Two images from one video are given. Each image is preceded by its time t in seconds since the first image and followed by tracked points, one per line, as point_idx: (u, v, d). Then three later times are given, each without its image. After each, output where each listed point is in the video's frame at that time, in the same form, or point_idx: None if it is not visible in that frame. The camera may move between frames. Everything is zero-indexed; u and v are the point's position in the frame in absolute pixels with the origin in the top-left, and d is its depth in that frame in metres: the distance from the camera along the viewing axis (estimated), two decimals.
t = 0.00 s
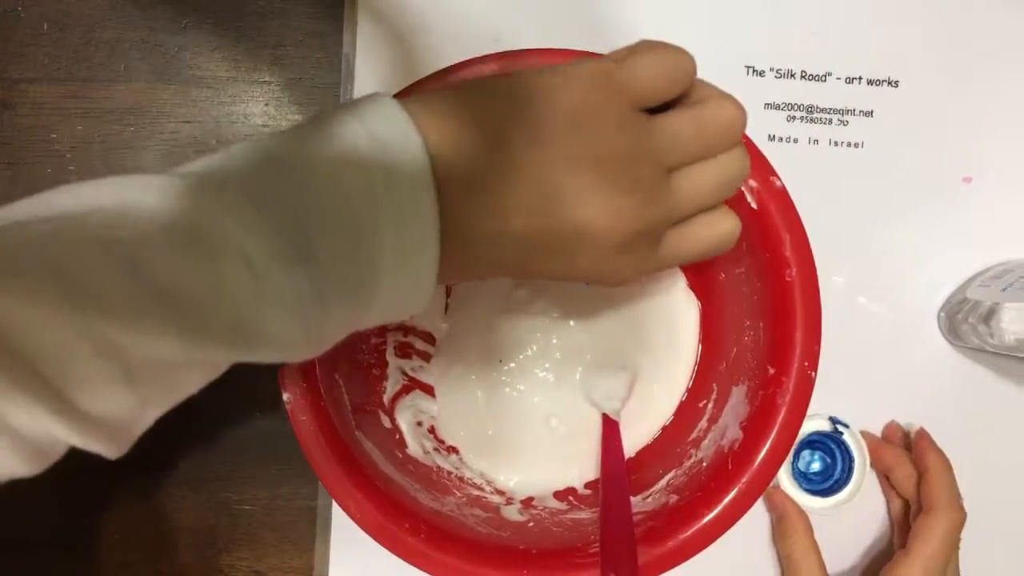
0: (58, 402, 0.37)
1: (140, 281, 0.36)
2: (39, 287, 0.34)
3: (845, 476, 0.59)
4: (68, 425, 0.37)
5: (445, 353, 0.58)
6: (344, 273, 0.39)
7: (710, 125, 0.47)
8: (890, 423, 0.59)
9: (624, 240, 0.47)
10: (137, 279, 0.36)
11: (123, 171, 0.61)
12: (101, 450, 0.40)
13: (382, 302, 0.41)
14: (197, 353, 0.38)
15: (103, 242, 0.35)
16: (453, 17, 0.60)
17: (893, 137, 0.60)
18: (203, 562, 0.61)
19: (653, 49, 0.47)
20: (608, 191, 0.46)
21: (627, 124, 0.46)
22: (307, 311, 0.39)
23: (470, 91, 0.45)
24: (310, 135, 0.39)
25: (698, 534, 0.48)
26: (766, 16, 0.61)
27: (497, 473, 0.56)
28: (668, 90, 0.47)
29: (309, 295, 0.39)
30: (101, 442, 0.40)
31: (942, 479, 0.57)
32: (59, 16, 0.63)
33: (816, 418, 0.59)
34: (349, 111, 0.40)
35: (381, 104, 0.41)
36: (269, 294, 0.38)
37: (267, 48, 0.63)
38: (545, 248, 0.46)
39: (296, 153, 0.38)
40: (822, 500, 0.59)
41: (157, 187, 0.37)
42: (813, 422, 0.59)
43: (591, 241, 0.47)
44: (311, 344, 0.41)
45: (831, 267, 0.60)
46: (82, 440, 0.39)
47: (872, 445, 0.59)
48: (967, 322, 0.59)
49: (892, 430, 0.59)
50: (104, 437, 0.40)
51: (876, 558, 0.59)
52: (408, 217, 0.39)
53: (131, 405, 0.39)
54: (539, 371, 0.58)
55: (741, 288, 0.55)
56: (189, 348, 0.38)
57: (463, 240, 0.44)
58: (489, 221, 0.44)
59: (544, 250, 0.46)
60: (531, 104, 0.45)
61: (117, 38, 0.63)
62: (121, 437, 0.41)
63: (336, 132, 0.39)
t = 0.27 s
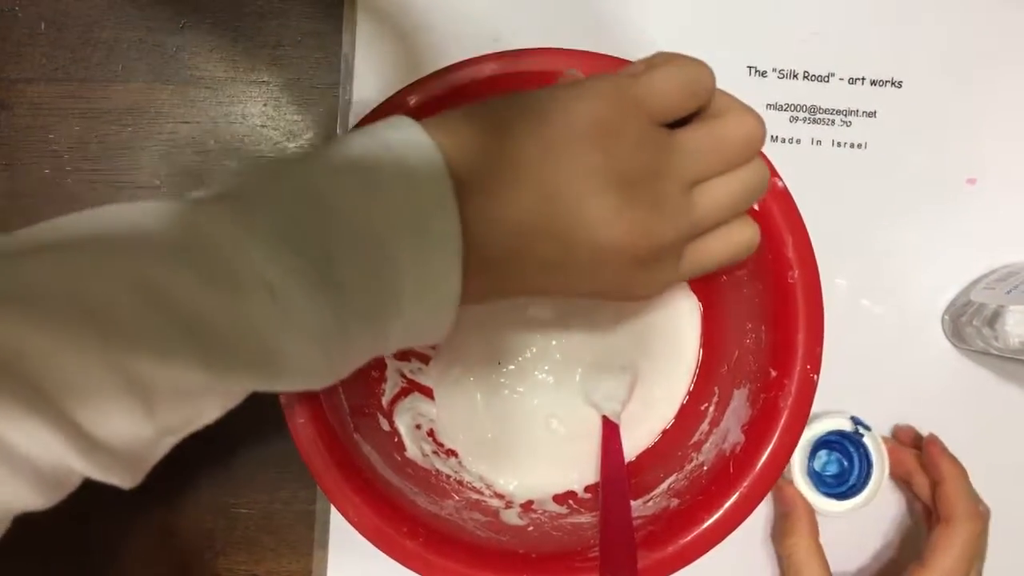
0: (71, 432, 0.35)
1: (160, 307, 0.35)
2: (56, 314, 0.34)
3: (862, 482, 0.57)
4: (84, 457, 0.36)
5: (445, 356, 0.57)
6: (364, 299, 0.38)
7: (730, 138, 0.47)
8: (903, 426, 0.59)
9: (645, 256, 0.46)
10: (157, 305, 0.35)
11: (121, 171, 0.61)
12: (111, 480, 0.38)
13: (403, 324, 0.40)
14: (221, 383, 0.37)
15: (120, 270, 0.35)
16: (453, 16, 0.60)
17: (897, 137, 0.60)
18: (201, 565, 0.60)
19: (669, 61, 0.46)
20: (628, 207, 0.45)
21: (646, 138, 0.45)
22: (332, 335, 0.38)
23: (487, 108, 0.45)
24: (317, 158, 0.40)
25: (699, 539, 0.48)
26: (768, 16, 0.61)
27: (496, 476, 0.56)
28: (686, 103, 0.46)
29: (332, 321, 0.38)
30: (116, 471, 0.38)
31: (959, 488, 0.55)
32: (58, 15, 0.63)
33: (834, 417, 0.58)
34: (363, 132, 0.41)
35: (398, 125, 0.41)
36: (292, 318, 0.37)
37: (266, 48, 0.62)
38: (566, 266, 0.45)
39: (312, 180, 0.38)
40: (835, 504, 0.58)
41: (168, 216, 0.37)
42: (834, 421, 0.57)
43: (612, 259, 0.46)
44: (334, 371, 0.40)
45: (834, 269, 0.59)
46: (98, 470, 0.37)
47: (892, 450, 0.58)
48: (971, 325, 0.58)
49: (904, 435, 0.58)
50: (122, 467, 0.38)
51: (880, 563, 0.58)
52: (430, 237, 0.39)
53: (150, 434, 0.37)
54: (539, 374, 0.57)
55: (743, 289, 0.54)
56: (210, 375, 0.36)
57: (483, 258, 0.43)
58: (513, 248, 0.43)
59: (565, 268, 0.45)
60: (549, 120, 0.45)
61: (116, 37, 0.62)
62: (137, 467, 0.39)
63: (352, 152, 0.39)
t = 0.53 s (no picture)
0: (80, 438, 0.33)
1: (175, 301, 0.33)
2: (64, 309, 0.32)
3: (839, 468, 0.57)
4: (95, 456, 0.34)
5: (444, 358, 0.57)
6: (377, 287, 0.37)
7: (749, 126, 0.45)
8: (877, 405, 0.58)
9: (660, 244, 0.43)
10: (170, 298, 0.33)
11: (120, 172, 0.61)
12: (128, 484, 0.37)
13: (413, 317, 0.39)
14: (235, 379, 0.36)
15: (132, 261, 0.33)
16: (453, 16, 0.59)
17: (902, 139, 0.59)
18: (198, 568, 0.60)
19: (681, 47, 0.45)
20: (640, 193, 0.43)
21: (661, 123, 0.43)
22: (347, 324, 0.36)
23: (492, 96, 0.43)
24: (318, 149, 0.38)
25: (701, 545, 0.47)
26: (772, 16, 0.60)
27: (496, 481, 0.56)
28: (699, 89, 0.44)
29: (345, 311, 0.36)
30: (127, 474, 0.36)
31: (957, 483, 0.55)
32: (57, 15, 0.62)
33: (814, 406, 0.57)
34: (368, 120, 0.39)
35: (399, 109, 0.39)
36: (307, 306, 0.35)
37: (266, 48, 0.62)
38: (581, 256, 0.42)
39: (323, 167, 0.37)
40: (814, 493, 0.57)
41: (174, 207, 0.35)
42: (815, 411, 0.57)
43: (628, 247, 0.43)
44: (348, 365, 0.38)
45: (838, 272, 0.58)
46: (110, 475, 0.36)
47: (870, 434, 0.57)
48: (977, 329, 0.58)
49: (884, 416, 0.58)
50: (129, 471, 0.36)
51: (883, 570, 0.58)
52: (443, 227, 0.38)
53: (163, 433, 0.36)
54: (539, 376, 0.57)
55: (745, 292, 0.54)
56: (227, 371, 0.35)
57: (490, 247, 0.40)
58: (526, 235, 0.41)
59: (579, 258, 0.42)
60: (557, 105, 0.43)
61: (115, 37, 0.62)
62: (148, 468, 0.38)
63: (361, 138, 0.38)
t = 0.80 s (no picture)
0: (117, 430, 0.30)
1: (218, 293, 0.30)
2: (107, 298, 0.29)
3: (829, 465, 0.56)
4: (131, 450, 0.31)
5: (445, 358, 0.56)
6: (418, 280, 0.35)
7: (765, 132, 0.45)
8: (871, 400, 0.58)
9: (682, 246, 0.43)
10: (209, 290, 0.30)
11: (121, 172, 0.61)
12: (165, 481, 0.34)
13: (444, 317, 0.37)
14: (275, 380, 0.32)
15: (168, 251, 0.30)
16: (455, 16, 0.59)
17: (906, 141, 0.59)
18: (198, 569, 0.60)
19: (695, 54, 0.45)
20: (660, 195, 0.43)
21: (678, 127, 0.43)
22: (387, 320, 0.34)
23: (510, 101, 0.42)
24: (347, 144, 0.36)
25: (703, 547, 0.47)
26: (776, 16, 0.60)
27: (497, 482, 0.55)
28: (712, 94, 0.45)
29: (386, 309, 0.34)
30: (162, 471, 0.33)
31: (955, 488, 0.55)
32: (58, 14, 0.62)
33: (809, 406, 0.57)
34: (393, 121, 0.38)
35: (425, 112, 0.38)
36: (348, 305, 0.32)
37: (268, 47, 0.62)
38: (607, 258, 0.42)
39: (355, 160, 0.35)
40: (803, 490, 0.57)
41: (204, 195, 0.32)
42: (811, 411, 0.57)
43: (653, 249, 0.43)
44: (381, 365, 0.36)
45: (842, 274, 0.58)
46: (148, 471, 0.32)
47: (862, 433, 0.56)
48: (981, 331, 0.58)
49: (878, 412, 0.57)
50: (165, 467, 0.33)
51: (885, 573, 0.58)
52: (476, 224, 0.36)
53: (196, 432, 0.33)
54: (540, 377, 0.57)
55: (748, 295, 0.53)
56: (272, 369, 0.32)
57: (520, 250, 0.39)
58: (553, 233, 0.40)
59: (605, 260, 0.42)
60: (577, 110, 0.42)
61: (116, 36, 0.62)
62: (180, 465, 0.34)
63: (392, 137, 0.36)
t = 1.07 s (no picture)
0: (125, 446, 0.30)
1: (238, 312, 0.29)
2: (128, 314, 0.28)
3: (839, 472, 0.56)
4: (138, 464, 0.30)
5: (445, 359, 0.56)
6: (432, 310, 0.34)
7: (789, 165, 0.43)
8: (882, 406, 0.57)
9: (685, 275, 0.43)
10: (231, 311, 0.29)
11: (121, 172, 0.61)
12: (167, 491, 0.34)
13: (455, 342, 0.36)
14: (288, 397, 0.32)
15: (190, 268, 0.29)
16: (455, 17, 0.59)
17: (908, 142, 0.59)
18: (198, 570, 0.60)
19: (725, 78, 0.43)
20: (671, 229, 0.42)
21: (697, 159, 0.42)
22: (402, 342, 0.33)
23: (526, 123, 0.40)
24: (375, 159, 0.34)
25: (703, 550, 0.47)
26: (778, 17, 0.60)
27: (498, 483, 0.55)
28: (739, 121, 0.42)
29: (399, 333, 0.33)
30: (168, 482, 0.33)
31: (965, 495, 0.54)
32: (59, 14, 0.62)
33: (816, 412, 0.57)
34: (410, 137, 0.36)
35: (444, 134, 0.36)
36: (360, 332, 0.32)
37: (269, 47, 0.62)
38: (613, 284, 0.42)
39: (380, 175, 0.33)
40: (812, 496, 0.57)
41: (227, 209, 0.30)
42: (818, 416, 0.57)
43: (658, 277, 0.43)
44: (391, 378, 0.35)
45: (843, 276, 0.58)
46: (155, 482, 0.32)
47: (875, 441, 0.56)
48: (983, 334, 0.58)
49: (889, 419, 0.57)
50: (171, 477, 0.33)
51: None
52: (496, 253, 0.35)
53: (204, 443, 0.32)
54: (541, 378, 0.56)
55: (749, 296, 0.53)
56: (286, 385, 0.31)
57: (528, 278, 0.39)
58: (562, 257, 0.39)
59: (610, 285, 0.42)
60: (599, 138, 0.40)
61: (116, 37, 0.62)
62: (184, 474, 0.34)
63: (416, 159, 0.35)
